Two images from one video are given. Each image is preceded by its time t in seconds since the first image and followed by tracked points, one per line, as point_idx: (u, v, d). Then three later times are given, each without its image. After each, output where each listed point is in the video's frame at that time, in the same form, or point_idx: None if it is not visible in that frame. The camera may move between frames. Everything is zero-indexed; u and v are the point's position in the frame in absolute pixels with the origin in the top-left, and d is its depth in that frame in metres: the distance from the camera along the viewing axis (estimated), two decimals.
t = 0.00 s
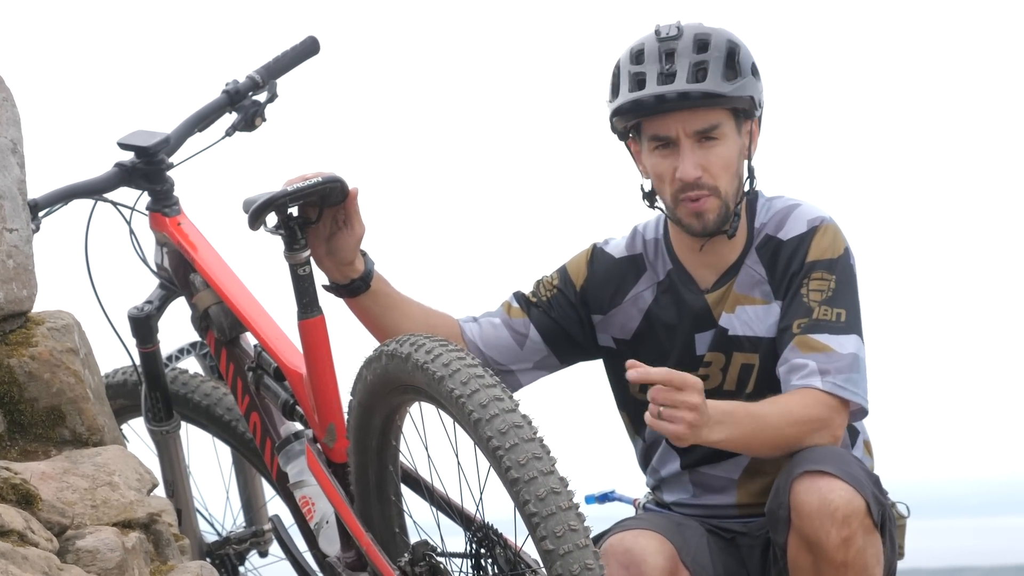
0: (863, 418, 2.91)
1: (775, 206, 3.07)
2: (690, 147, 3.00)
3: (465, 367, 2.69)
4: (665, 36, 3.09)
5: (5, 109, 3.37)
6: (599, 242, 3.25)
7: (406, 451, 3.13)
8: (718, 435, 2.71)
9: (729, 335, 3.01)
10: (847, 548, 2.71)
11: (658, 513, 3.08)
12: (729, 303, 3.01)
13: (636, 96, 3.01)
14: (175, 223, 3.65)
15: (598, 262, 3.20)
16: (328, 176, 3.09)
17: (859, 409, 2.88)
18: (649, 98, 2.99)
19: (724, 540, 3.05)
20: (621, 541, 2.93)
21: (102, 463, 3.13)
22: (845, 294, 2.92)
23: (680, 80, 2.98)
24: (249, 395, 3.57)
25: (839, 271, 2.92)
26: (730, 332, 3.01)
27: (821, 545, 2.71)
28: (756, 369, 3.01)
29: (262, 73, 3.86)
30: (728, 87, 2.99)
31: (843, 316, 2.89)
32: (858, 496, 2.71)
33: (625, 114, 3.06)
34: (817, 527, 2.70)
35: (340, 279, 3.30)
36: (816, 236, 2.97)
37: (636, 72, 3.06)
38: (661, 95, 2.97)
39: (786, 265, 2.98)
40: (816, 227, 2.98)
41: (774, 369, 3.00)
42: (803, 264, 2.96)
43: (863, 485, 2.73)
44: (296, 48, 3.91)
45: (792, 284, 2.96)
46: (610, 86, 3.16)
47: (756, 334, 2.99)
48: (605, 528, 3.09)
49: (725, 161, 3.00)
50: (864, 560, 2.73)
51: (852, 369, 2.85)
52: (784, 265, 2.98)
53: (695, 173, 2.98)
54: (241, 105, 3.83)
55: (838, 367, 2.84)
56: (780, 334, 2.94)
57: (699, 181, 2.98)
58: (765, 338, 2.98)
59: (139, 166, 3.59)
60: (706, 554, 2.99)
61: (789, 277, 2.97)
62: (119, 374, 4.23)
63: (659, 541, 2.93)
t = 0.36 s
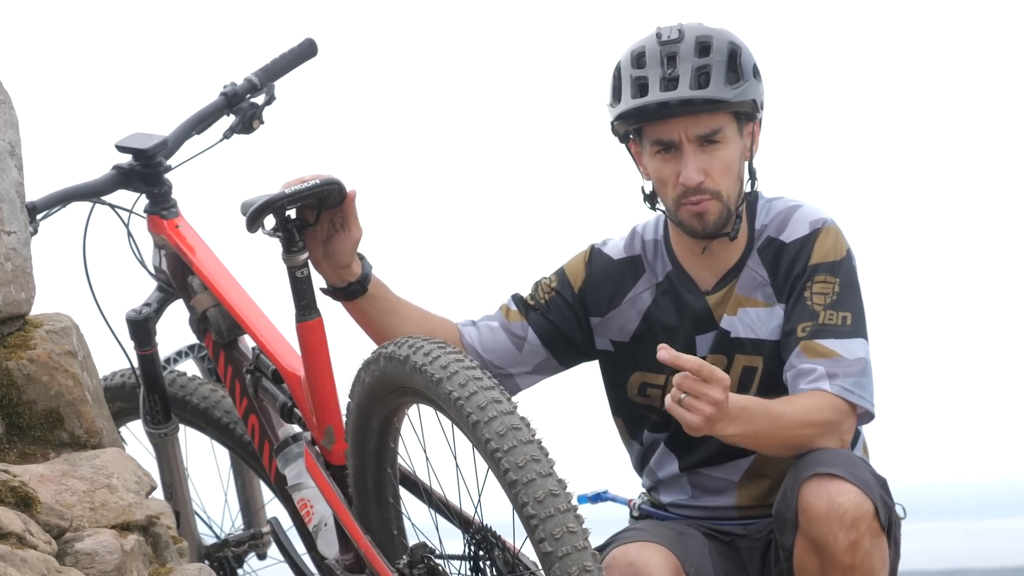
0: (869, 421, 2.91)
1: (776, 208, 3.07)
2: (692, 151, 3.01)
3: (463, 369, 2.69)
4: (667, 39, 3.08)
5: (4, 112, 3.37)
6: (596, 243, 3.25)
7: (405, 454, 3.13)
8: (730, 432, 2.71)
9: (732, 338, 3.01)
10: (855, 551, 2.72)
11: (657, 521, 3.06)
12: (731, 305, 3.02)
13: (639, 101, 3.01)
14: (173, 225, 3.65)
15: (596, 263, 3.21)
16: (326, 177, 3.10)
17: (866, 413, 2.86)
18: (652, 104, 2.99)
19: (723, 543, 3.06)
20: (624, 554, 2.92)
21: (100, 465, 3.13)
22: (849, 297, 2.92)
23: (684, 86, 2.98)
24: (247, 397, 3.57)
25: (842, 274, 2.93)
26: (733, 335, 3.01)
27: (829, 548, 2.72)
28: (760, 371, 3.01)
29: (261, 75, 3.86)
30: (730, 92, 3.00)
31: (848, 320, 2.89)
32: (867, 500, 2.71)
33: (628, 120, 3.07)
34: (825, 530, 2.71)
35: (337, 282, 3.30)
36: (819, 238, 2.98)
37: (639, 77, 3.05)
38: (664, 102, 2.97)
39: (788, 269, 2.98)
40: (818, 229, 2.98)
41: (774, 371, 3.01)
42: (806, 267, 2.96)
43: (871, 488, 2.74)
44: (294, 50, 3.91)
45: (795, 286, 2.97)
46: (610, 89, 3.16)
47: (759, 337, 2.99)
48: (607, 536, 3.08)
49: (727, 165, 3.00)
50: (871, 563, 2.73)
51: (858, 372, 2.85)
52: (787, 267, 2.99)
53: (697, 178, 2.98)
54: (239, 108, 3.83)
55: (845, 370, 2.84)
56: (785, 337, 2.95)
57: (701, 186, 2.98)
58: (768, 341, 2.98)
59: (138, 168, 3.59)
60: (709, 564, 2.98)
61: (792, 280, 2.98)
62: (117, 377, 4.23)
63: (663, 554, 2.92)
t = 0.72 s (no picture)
0: (868, 429, 2.92)
1: (779, 213, 3.07)
2: (690, 156, 3.01)
3: (462, 371, 2.69)
4: (664, 45, 3.09)
5: (4, 115, 3.37)
6: (596, 246, 3.25)
7: (404, 456, 3.13)
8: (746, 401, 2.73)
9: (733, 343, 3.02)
10: (852, 555, 2.72)
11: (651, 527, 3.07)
12: (733, 310, 3.03)
13: (636, 108, 3.01)
14: (173, 228, 3.65)
15: (595, 266, 3.21)
16: (325, 180, 3.10)
17: (865, 418, 2.88)
18: (648, 112, 2.99)
19: (720, 546, 3.06)
20: (620, 560, 2.92)
21: (100, 467, 3.13)
22: (854, 304, 2.93)
23: (680, 93, 2.98)
24: (247, 399, 3.57)
25: (847, 281, 2.94)
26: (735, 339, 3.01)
27: (826, 553, 2.72)
28: (761, 375, 3.02)
29: (260, 77, 3.87)
30: (727, 98, 2.99)
31: (853, 327, 2.90)
32: (863, 503, 2.72)
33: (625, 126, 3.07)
34: (822, 535, 2.71)
35: (336, 284, 3.30)
36: (823, 245, 2.98)
37: (635, 82, 3.06)
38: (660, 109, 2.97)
39: (793, 275, 2.98)
40: (823, 235, 2.99)
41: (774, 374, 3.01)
42: (810, 274, 2.97)
43: (868, 491, 2.74)
44: (293, 53, 3.91)
45: (799, 295, 2.97)
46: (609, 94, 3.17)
47: (761, 342, 3.00)
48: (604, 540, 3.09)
49: (726, 170, 3.01)
50: (867, 566, 2.74)
51: (863, 379, 2.86)
52: (791, 275, 2.99)
53: (695, 184, 2.98)
54: (238, 110, 3.84)
55: (849, 375, 2.85)
56: (788, 343, 2.96)
57: (700, 192, 2.99)
58: (771, 346, 2.99)
59: (137, 171, 3.59)
60: (705, 567, 2.99)
61: (797, 288, 2.97)
62: (117, 379, 4.23)
63: (658, 559, 2.93)
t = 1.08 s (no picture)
0: (861, 427, 2.92)
1: (778, 212, 3.08)
2: (692, 159, 3.00)
3: (462, 372, 2.69)
4: (667, 47, 3.08)
5: (3, 116, 3.38)
6: (599, 245, 3.25)
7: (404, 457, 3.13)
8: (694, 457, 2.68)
9: (733, 341, 3.02)
10: (855, 555, 2.72)
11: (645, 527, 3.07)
12: (732, 309, 3.03)
13: (639, 112, 3.00)
14: (173, 229, 3.65)
15: (597, 266, 3.21)
16: (325, 181, 3.10)
17: (856, 417, 2.88)
18: (650, 116, 2.98)
19: (717, 547, 3.05)
20: (612, 561, 2.93)
21: (100, 469, 3.13)
22: (845, 301, 2.92)
23: (682, 96, 2.97)
24: (247, 401, 3.57)
25: (840, 277, 2.93)
26: (733, 337, 3.02)
27: (829, 552, 2.72)
28: (761, 375, 3.02)
29: (260, 78, 3.87)
30: (730, 103, 2.98)
31: (840, 323, 2.90)
32: (867, 503, 2.72)
33: (627, 129, 3.06)
34: (825, 534, 2.71)
35: (337, 285, 3.30)
36: (819, 242, 2.98)
37: (638, 85, 3.05)
38: (661, 113, 2.96)
39: (788, 272, 2.99)
40: (819, 232, 2.99)
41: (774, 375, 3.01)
42: (805, 270, 2.97)
43: (871, 490, 2.75)
44: (293, 54, 3.92)
45: (794, 291, 2.97)
46: (612, 95, 3.17)
47: (760, 340, 3.00)
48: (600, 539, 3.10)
49: (729, 172, 3.00)
50: (871, 566, 2.74)
51: (845, 376, 2.85)
52: (787, 271, 2.99)
53: (697, 186, 2.98)
54: (238, 111, 3.84)
55: (831, 374, 2.85)
56: (780, 340, 2.96)
57: (702, 194, 2.98)
58: (768, 344, 2.99)
59: (137, 172, 3.59)
60: (698, 567, 2.99)
61: (792, 283, 2.98)
62: (117, 381, 4.23)
63: (650, 562, 2.94)
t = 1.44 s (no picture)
0: (862, 429, 2.93)
1: (778, 214, 3.07)
2: (671, 172, 2.97)
3: (463, 373, 2.70)
4: (653, 56, 3.06)
5: (5, 117, 3.38)
6: (598, 247, 3.26)
7: (405, 458, 3.13)
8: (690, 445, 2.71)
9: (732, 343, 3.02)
10: (852, 554, 2.73)
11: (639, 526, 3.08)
12: (732, 311, 3.03)
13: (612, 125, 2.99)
14: (174, 230, 3.66)
15: (597, 267, 3.21)
16: (326, 182, 3.10)
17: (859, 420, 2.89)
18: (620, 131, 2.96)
19: (713, 547, 3.06)
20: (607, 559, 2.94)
21: (102, 469, 3.14)
22: (846, 303, 2.93)
23: (650, 112, 2.93)
24: (248, 401, 3.57)
25: (840, 280, 2.94)
26: (733, 339, 3.02)
27: (826, 551, 2.73)
28: (759, 376, 3.02)
29: (261, 79, 3.87)
30: (701, 119, 2.91)
31: (842, 326, 2.90)
32: (863, 502, 2.73)
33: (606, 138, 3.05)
34: (822, 533, 2.72)
35: (337, 286, 3.31)
36: (820, 245, 2.99)
37: (620, 94, 3.05)
38: (628, 129, 2.93)
39: (789, 274, 2.99)
40: (819, 235, 2.99)
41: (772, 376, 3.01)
42: (806, 272, 2.97)
43: (867, 490, 2.75)
44: (294, 55, 3.92)
45: (794, 293, 2.98)
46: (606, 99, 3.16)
47: (759, 342, 3.01)
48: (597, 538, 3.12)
49: (709, 184, 2.96)
50: (868, 565, 2.75)
51: (848, 380, 2.86)
52: (787, 273, 3.00)
53: (674, 200, 2.95)
54: (239, 112, 3.84)
55: (832, 376, 2.85)
56: (780, 342, 2.96)
57: (680, 207, 2.96)
58: (767, 346, 3.00)
59: (138, 173, 3.60)
60: (693, 567, 3.01)
61: (792, 286, 2.98)
62: (117, 382, 4.24)
63: (644, 559, 2.95)
